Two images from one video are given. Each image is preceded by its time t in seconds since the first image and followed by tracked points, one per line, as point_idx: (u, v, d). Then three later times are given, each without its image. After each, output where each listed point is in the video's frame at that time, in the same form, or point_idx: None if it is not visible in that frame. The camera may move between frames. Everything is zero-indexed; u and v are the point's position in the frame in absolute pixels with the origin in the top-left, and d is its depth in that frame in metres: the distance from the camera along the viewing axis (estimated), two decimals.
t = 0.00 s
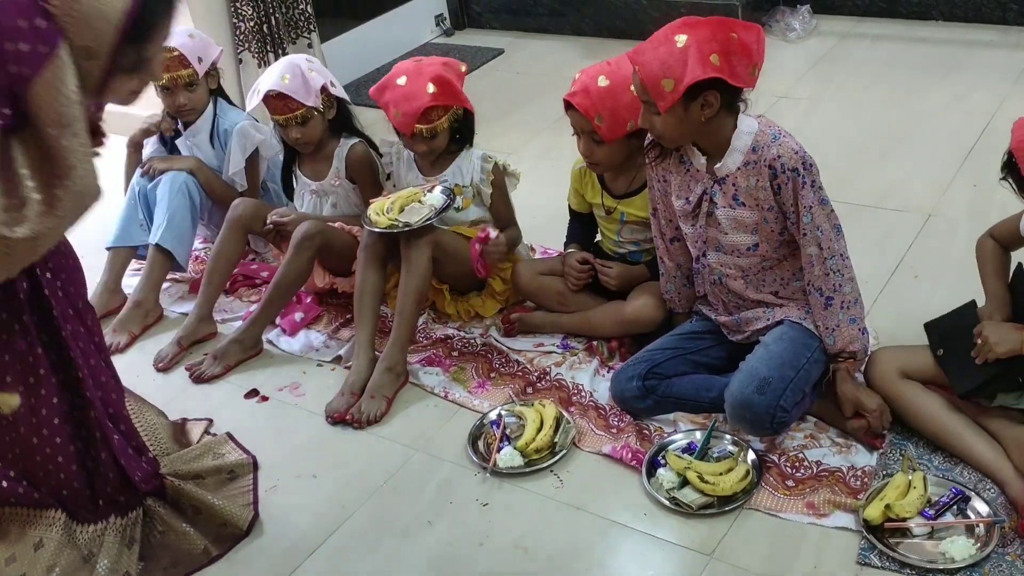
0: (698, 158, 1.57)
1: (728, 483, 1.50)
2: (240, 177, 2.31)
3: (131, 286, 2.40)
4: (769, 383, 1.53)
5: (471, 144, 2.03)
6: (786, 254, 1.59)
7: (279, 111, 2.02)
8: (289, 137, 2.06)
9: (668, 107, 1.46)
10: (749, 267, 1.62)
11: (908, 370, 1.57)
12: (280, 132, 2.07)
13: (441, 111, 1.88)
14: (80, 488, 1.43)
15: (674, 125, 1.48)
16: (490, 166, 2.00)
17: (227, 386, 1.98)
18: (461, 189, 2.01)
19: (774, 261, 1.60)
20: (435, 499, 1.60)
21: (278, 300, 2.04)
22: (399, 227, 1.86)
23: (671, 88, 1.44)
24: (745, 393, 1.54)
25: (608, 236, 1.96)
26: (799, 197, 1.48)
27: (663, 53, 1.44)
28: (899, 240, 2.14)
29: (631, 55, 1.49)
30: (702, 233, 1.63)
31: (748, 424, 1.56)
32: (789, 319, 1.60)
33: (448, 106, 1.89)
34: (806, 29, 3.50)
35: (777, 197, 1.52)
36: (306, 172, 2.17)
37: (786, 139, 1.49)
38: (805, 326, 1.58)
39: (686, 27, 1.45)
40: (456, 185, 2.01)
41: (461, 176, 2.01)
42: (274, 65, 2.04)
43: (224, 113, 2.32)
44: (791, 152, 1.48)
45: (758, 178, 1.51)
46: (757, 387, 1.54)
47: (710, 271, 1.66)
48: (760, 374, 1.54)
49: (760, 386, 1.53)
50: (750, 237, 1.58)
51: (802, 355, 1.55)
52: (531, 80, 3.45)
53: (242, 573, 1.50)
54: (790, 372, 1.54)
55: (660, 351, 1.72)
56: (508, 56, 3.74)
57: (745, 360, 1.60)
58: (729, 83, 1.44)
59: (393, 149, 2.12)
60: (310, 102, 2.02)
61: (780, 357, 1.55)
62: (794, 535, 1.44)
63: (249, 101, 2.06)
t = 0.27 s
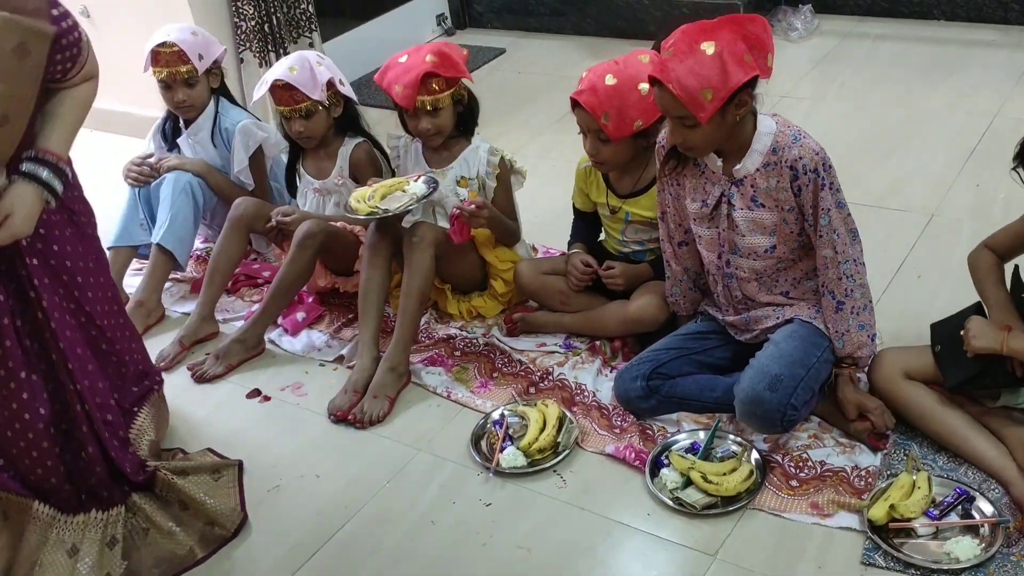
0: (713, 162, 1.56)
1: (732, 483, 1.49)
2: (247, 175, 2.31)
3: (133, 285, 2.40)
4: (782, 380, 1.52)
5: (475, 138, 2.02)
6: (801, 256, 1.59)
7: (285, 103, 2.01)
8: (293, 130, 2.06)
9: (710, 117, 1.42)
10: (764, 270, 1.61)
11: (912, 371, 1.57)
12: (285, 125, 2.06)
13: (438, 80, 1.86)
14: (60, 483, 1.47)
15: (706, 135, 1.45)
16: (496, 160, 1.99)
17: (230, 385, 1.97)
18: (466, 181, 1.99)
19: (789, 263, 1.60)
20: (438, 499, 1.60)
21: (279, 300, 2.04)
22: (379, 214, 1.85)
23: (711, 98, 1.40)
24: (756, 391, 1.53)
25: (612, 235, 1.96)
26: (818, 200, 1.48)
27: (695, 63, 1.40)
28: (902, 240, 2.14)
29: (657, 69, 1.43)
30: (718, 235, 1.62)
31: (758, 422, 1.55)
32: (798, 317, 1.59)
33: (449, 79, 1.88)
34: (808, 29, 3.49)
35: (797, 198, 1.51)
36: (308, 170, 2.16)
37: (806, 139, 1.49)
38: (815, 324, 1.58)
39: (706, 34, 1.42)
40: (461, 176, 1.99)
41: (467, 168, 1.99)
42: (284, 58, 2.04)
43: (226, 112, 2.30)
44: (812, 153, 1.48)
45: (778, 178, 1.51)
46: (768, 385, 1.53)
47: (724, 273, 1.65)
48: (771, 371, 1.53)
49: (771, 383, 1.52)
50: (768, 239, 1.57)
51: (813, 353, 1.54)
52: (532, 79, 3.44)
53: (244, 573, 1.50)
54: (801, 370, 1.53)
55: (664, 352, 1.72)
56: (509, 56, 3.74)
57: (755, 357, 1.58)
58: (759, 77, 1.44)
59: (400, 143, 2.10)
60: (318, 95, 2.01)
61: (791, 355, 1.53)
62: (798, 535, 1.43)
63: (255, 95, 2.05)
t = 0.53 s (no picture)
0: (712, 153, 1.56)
1: (733, 484, 1.49)
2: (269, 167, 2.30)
3: (133, 286, 2.39)
4: (782, 383, 1.52)
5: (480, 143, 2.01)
6: (801, 249, 1.58)
7: (285, 103, 2.01)
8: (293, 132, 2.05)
9: (719, 104, 1.41)
10: (765, 263, 1.60)
11: (912, 375, 1.57)
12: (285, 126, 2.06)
13: (450, 76, 1.88)
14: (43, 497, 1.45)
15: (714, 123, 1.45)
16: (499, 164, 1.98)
17: (230, 386, 1.97)
18: (470, 186, 1.99)
19: (790, 256, 1.59)
20: (438, 500, 1.60)
21: (280, 302, 2.04)
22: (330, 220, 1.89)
23: (719, 85, 1.40)
24: (757, 392, 1.53)
25: (612, 236, 1.96)
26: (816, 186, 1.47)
27: (704, 48, 1.39)
28: (903, 240, 2.13)
29: (662, 61, 1.42)
30: (718, 228, 1.62)
31: (758, 423, 1.55)
32: (801, 321, 1.59)
33: (460, 77, 1.89)
34: (808, 29, 3.49)
35: (795, 185, 1.51)
36: (309, 171, 2.16)
37: (804, 128, 1.49)
38: (821, 329, 1.57)
39: (705, 24, 1.42)
40: (464, 182, 1.99)
41: (471, 173, 1.98)
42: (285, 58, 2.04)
43: (227, 109, 2.31)
44: (810, 140, 1.47)
45: (777, 167, 1.50)
46: (768, 386, 1.53)
47: (724, 267, 1.64)
48: (772, 373, 1.53)
49: (772, 385, 1.52)
50: (767, 230, 1.56)
51: (814, 356, 1.55)
52: (532, 79, 3.44)
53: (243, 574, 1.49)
54: (801, 373, 1.53)
55: (666, 353, 1.71)
56: (510, 56, 3.74)
57: (755, 359, 1.58)
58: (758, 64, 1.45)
59: (401, 146, 2.10)
60: (318, 97, 2.00)
61: (792, 357, 1.54)
62: (800, 537, 1.43)
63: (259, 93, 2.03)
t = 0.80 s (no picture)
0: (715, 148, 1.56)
1: (734, 484, 1.49)
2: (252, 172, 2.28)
3: (133, 286, 2.39)
4: (784, 378, 1.52)
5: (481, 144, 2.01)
6: (801, 249, 1.58)
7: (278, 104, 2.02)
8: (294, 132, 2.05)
9: (733, 95, 1.41)
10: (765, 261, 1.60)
11: (913, 374, 1.57)
12: (286, 126, 2.06)
13: (446, 100, 1.86)
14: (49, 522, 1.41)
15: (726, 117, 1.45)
16: (501, 165, 1.98)
17: (231, 386, 1.97)
18: (471, 187, 1.99)
19: (790, 256, 1.59)
20: (439, 500, 1.60)
21: (281, 300, 2.04)
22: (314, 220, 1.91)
23: (735, 75, 1.40)
24: (759, 387, 1.53)
25: (613, 236, 1.96)
26: (811, 190, 1.47)
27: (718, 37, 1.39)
28: (904, 240, 2.13)
29: (679, 52, 1.42)
30: (721, 224, 1.62)
31: (758, 418, 1.55)
32: (802, 317, 1.59)
33: (457, 98, 1.88)
34: (810, 29, 3.49)
35: (794, 187, 1.50)
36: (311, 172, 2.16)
37: (808, 131, 1.48)
38: (811, 326, 1.58)
39: (718, 15, 1.42)
40: (465, 183, 1.99)
41: (472, 174, 1.98)
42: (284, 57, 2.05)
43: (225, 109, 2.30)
44: (810, 143, 1.46)
45: (777, 166, 1.50)
46: (770, 382, 1.52)
47: (725, 263, 1.64)
48: (774, 369, 1.53)
49: (775, 380, 1.52)
50: (767, 228, 1.56)
51: (816, 353, 1.55)
52: (533, 79, 3.44)
53: None
54: (804, 369, 1.53)
55: (667, 352, 1.71)
56: (511, 56, 3.73)
57: (758, 355, 1.58)
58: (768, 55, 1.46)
59: (403, 148, 2.10)
60: (307, 100, 2.00)
61: (795, 354, 1.54)
62: (800, 536, 1.43)
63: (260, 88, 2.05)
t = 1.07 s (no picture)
0: (736, 142, 1.56)
1: (735, 483, 1.48)
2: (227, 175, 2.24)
3: (133, 285, 2.39)
4: (796, 373, 1.51)
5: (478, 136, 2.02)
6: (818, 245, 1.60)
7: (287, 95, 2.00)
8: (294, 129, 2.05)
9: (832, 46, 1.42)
10: (780, 258, 1.60)
11: (922, 361, 1.53)
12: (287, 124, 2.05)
13: (461, 87, 1.87)
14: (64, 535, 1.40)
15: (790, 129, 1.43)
16: (501, 155, 1.98)
17: (230, 384, 1.97)
18: (472, 179, 1.99)
19: (807, 252, 1.60)
20: (439, 499, 1.59)
21: (272, 290, 2.05)
22: (321, 223, 1.86)
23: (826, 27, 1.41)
24: (772, 382, 1.51)
25: (613, 233, 1.95)
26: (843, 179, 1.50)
27: (810, 45, 1.34)
28: (905, 238, 2.13)
29: (803, 38, 1.33)
30: (738, 220, 1.61)
31: (771, 414, 1.53)
32: (812, 315, 1.58)
33: (465, 84, 1.89)
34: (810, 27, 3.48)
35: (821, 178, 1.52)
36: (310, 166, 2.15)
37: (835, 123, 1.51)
38: (828, 324, 1.57)
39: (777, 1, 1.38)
40: (465, 176, 1.99)
41: (472, 167, 1.99)
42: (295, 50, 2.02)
43: (216, 112, 2.28)
44: (842, 134, 1.49)
45: (804, 159, 1.51)
46: (783, 376, 1.51)
47: (738, 261, 1.64)
48: (786, 364, 1.52)
49: (787, 375, 1.51)
50: (787, 222, 1.57)
51: (826, 350, 1.54)
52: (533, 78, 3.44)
53: None
54: (815, 365, 1.52)
55: (667, 351, 1.71)
56: (511, 55, 3.73)
57: (768, 351, 1.57)
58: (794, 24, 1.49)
59: (397, 148, 2.08)
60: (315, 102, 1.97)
61: (807, 349, 1.53)
62: (802, 535, 1.43)
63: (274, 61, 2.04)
